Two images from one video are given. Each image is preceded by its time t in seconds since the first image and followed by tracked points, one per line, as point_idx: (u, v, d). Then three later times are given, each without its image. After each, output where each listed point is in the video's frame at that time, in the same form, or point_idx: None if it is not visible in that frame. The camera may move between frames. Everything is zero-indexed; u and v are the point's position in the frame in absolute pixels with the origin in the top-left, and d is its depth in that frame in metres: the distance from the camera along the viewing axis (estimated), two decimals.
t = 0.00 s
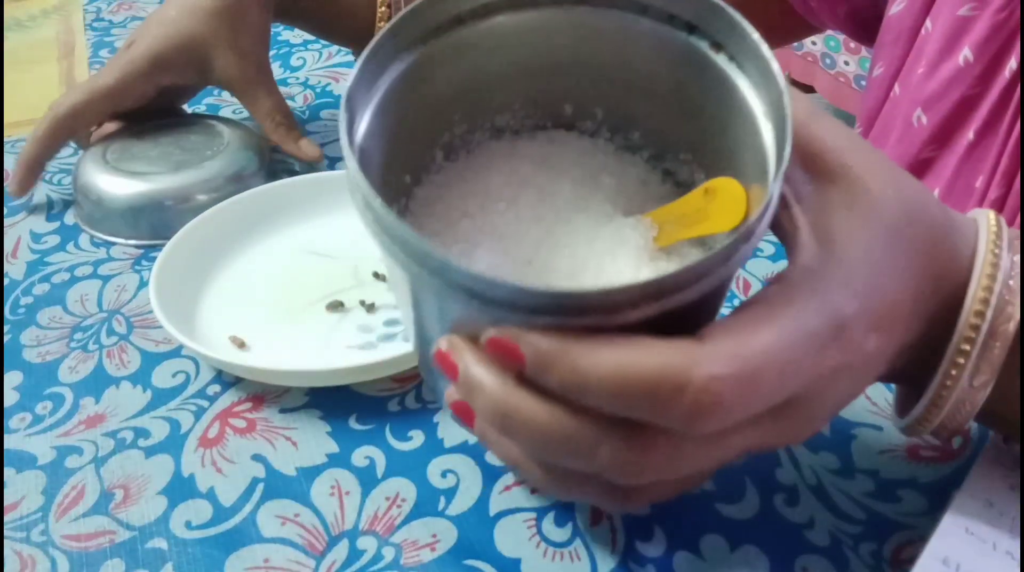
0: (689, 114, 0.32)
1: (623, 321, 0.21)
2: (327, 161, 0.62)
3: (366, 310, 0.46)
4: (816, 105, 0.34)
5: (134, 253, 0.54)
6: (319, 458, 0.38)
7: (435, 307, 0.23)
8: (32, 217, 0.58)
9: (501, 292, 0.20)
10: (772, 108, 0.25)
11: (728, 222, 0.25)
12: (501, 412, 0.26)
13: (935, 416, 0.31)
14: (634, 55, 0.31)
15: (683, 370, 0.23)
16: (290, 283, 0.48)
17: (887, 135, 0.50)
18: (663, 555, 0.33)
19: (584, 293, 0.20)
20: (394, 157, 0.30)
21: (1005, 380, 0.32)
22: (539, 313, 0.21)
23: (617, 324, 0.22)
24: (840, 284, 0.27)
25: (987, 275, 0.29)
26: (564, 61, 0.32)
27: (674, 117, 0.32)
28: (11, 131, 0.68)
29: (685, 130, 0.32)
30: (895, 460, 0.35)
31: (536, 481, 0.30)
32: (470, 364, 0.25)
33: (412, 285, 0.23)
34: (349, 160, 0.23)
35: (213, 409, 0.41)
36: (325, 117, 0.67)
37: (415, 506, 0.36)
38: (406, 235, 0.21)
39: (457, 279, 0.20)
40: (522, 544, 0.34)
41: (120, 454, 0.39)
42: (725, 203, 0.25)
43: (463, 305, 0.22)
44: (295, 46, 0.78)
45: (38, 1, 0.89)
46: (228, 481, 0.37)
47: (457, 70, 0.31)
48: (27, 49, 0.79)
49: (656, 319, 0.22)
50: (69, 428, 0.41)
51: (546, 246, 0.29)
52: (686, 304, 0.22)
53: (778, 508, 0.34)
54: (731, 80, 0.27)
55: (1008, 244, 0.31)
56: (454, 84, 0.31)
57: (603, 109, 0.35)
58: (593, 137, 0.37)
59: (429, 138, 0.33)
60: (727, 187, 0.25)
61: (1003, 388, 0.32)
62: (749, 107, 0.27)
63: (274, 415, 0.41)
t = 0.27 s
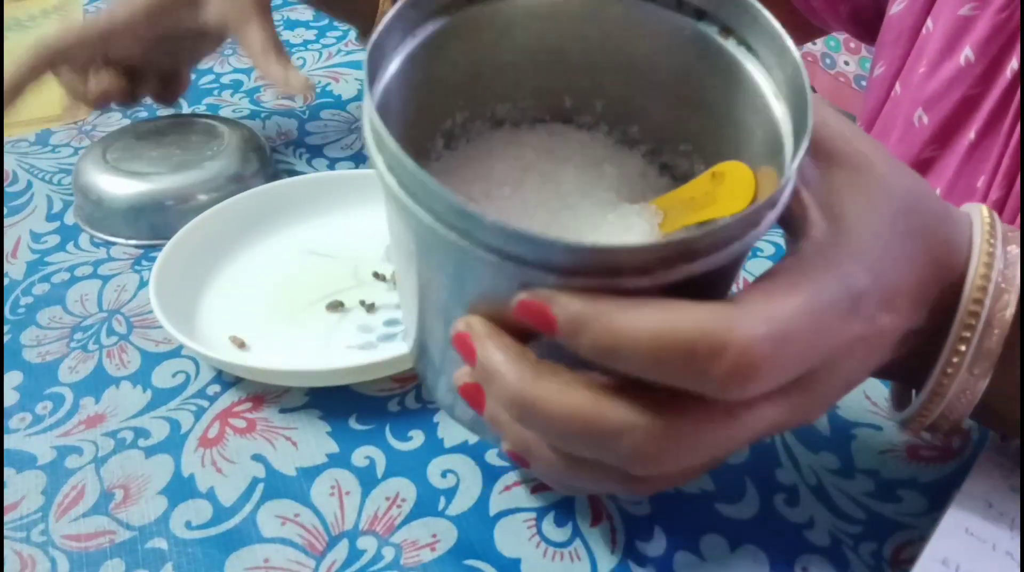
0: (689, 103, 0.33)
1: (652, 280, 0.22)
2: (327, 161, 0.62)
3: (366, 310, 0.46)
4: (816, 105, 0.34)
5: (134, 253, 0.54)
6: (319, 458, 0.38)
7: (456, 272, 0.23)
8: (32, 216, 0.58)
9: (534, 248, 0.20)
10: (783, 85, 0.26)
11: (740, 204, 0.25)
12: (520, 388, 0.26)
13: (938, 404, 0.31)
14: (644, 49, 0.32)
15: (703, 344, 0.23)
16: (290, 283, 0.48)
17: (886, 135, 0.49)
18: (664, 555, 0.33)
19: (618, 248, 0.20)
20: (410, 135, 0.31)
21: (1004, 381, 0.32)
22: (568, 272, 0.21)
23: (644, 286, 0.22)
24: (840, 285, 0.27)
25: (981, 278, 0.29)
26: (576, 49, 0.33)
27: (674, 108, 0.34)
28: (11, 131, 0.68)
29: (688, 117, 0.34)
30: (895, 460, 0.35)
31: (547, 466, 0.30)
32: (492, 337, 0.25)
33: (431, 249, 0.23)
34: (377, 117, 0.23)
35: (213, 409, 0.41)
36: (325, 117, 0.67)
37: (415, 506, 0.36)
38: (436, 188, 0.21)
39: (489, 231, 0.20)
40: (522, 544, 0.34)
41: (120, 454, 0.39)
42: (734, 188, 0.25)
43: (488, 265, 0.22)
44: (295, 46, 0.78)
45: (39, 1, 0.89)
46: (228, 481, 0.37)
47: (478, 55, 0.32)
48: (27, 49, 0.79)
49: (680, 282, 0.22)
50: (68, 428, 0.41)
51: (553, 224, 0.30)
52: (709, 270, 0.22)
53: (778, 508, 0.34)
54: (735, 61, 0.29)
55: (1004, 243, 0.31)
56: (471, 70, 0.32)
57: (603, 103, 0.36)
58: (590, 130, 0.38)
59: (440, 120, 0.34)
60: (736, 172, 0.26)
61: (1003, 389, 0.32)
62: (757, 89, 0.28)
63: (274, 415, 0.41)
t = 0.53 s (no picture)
0: (687, 111, 0.33)
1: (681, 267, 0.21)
2: (327, 162, 0.62)
3: (366, 310, 0.46)
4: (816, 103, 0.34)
5: (134, 253, 0.54)
6: (319, 458, 0.38)
7: (468, 260, 0.23)
8: (32, 216, 0.58)
9: (569, 233, 0.20)
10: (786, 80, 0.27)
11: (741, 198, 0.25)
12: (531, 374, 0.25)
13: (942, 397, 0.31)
14: (648, 53, 0.32)
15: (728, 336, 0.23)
16: (290, 283, 0.48)
17: (887, 139, 0.49)
18: (663, 555, 0.33)
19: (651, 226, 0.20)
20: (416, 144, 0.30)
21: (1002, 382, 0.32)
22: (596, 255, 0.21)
23: (670, 270, 0.21)
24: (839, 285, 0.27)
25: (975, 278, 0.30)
26: (584, 59, 0.33)
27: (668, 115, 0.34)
28: (11, 131, 0.68)
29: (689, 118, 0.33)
30: (894, 460, 0.35)
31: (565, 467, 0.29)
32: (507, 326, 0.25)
33: (445, 238, 0.23)
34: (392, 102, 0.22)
35: (213, 409, 0.41)
36: (325, 117, 0.67)
37: (415, 506, 0.36)
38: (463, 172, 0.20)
39: (512, 208, 0.20)
40: (522, 544, 0.34)
41: (120, 454, 0.39)
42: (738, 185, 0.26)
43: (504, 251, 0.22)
44: (295, 46, 0.78)
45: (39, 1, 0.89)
46: (228, 481, 0.37)
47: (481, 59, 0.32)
48: (27, 48, 0.79)
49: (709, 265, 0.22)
50: (69, 428, 0.41)
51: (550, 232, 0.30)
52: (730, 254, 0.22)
53: (778, 508, 0.34)
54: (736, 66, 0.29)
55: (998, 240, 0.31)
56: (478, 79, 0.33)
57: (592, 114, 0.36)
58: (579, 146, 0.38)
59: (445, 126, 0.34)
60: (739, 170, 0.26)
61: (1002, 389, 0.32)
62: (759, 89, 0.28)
63: (274, 415, 0.41)
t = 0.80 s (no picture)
0: (688, 110, 0.33)
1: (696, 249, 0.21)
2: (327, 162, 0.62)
3: (366, 310, 0.46)
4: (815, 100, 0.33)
5: (134, 253, 0.54)
6: (319, 458, 0.38)
7: (480, 243, 0.23)
8: (32, 216, 0.58)
9: (581, 209, 0.20)
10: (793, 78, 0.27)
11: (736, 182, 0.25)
12: (541, 359, 0.25)
13: (932, 385, 0.32)
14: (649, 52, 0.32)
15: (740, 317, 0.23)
16: (291, 283, 0.48)
17: (886, 142, 0.49)
18: (663, 555, 0.33)
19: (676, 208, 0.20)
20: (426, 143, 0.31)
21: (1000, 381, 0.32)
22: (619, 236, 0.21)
23: (688, 255, 0.22)
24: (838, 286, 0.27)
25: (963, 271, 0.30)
26: (589, 57, 0.33)
27: (665, 115, 0.34)
28: (11, 131, 0.68)
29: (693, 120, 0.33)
30: (894, 460, 0.35)
31: (575, 454, 0.29)
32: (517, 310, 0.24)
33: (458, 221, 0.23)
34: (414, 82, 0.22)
35: (213, 409, 0.41)
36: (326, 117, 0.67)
37: (415, 506, 0.36)
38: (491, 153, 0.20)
39: (523, 183, 0.20)
40: (522, 544, 0.34)
41: (120, 454, 0.39)
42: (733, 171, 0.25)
43: (516, 236, 0.22)
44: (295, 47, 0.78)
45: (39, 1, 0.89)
46: (228, 481, 0.37)
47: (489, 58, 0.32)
48: (27, 48, 0.79)
49: (722, 249, 0.22)
50: (68, 428, 0.41)
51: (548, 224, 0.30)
52: (742, 243, 0.22)
53: (778, 508, 0.34)
54: (738, 62, 0.29)
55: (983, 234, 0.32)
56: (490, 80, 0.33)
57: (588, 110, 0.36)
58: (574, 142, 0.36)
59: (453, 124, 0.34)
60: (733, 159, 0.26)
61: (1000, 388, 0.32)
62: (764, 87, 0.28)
63: (274, 415, 0.41)
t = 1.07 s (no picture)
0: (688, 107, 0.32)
1: (671, 256, 0.21)
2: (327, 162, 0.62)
3: (366, 310, 0.46)
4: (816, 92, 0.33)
5: (134, 253, 0.53)
6: (319, 458, 0.38)
7: (464, 254, 0.22)
8: (32, 217, 0.58)
9: (561, 220, 0.19)
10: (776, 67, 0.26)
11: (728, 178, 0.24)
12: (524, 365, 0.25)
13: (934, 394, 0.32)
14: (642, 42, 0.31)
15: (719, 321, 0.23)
16: (291, 283, 0.48)
17: (887, 141, 0.49)
18: (663, 555, 0.33)
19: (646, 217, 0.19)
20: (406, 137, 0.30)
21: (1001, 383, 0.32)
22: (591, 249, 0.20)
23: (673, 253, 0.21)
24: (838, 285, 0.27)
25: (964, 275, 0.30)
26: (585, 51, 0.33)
27: (657, 108, 0.33)
28: (11, 131, 0.68)
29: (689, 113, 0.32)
30: (894, 460, 0.35)
31: (559, 449, 0.29)
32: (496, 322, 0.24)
33: (443, 232, 0.22)
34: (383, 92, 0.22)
35: (213, 408, 0.41)
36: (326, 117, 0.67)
37: (415, 506, 0.36)
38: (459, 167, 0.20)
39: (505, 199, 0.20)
40: (522, 544, 0.34)
41: (120, 454, 0.39)
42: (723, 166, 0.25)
43: (501, 248, 0.21)
44: (295, 47, 0.78)
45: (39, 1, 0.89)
46: (228, 480, 0.37)
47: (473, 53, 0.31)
48: (27, 48, 0.79)
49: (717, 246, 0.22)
50: (68, 428, 0.41)
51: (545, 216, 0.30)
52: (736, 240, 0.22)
53: (778, 508, 0.34)
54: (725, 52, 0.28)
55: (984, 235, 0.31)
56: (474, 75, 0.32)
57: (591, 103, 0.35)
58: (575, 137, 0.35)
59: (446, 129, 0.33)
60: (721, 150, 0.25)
61: (1002, 390, 0.32)
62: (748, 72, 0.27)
63: (274, 415, 0.41)
